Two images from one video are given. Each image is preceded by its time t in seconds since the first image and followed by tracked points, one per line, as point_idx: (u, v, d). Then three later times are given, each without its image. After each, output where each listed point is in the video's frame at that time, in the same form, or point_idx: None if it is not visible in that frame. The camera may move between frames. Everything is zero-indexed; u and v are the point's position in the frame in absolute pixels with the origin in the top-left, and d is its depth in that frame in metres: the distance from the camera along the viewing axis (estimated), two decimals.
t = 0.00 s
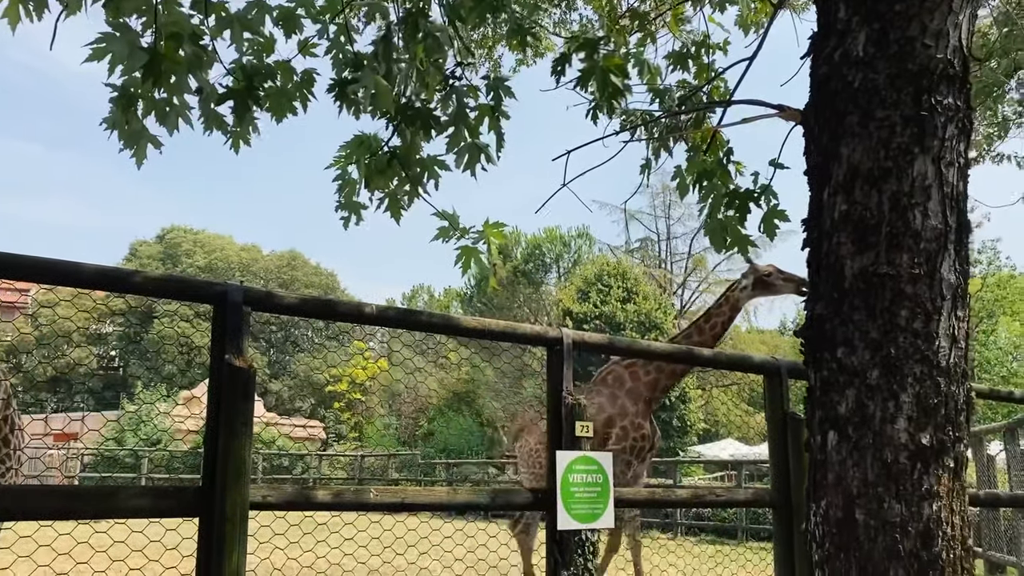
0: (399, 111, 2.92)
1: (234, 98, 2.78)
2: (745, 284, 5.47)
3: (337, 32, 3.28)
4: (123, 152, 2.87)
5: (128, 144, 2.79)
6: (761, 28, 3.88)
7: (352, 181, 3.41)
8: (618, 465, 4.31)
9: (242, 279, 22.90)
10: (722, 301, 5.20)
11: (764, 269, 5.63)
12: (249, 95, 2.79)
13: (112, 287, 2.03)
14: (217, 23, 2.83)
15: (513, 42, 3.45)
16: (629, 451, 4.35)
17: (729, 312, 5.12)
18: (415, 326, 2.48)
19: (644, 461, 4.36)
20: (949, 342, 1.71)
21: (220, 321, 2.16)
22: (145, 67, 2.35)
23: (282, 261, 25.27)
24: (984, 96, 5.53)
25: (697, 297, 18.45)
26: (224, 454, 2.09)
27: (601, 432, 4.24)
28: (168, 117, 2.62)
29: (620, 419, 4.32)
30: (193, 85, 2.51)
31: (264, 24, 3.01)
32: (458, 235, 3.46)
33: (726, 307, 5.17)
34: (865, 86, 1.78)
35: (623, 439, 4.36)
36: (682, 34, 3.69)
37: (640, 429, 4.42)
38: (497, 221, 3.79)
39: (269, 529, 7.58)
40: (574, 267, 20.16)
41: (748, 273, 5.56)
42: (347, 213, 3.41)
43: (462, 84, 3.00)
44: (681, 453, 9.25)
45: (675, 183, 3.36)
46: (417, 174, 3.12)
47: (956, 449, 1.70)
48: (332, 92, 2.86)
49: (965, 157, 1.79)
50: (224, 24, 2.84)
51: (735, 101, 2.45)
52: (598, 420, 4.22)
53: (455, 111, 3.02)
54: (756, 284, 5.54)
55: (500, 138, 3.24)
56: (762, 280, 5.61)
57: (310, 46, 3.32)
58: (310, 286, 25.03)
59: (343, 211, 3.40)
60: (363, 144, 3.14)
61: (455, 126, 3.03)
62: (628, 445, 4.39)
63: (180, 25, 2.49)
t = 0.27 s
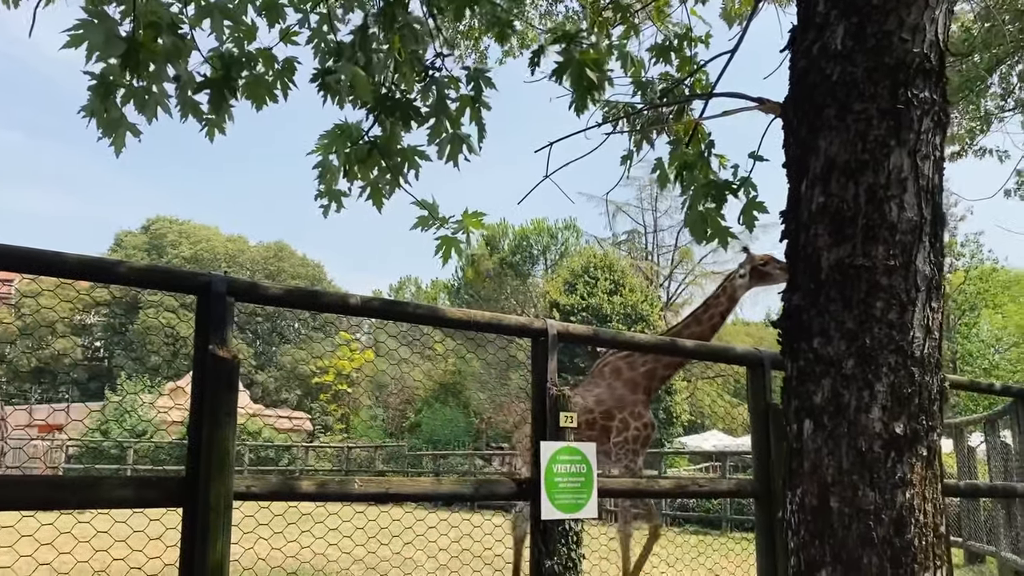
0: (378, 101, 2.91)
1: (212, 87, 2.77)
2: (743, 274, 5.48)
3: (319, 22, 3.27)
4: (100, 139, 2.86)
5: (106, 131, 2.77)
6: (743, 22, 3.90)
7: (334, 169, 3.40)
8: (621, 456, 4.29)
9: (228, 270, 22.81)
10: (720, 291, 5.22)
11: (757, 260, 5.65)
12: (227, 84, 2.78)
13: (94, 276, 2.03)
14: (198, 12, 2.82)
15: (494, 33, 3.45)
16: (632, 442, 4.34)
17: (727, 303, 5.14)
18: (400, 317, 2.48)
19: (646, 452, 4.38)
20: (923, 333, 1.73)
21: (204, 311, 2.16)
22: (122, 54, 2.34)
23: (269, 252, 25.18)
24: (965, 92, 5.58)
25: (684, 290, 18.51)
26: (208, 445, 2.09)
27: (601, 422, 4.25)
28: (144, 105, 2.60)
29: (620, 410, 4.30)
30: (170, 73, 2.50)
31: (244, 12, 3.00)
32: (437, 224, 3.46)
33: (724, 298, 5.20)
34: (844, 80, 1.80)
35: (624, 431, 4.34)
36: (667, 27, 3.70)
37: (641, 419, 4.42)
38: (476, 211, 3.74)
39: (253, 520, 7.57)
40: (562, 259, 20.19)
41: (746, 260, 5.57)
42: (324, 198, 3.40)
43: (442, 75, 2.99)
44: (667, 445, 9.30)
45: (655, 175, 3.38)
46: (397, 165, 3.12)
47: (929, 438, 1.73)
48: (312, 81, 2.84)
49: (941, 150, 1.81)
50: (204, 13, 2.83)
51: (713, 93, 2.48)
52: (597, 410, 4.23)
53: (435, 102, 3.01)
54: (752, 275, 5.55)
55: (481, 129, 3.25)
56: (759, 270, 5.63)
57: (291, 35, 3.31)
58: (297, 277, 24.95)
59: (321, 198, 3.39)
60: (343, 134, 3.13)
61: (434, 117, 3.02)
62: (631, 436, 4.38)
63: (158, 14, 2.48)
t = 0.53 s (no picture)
0: (355, 94, 2.88)
1: (189, 79, 2.76)
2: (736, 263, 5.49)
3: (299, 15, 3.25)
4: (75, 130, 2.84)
5: (80, 122, 2.75)
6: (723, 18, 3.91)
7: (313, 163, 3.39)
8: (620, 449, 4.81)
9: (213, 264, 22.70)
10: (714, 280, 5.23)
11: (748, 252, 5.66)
12: (204, 76, 2.77)
13: (76, 267, 2.02)
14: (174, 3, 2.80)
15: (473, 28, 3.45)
16: (630, 437, 4.82)
17: (721, 292, 5.15)
18: (384, 311, 2.48)
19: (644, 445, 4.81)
20: (898, 328, 1.75)
21: (185, 305, 2.15)
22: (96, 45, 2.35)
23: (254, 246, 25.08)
24: (947, 89, 5.61)
25: (670, 285, 18.57)
26: (189, 438, 2.08)
27: (597, 418, 4.79)
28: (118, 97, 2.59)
29: (617, 407, 4.78)
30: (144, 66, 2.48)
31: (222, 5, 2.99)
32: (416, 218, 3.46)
33: (718, 288, 5.22)
34: (821, 76, 1.81)
35: (622, 426, 4.84)
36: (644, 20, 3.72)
37: (639, 414, 4.85)
38: (457, 208, 3.73)
39: (236, 514, 7.56)
40: (547, 253, 20.21)
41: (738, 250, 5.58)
42: (304, 193, 3.38)
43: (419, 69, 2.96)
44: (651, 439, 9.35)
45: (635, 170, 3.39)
46: (375, 159, 3.13)
47: (902, 432, 1.74)
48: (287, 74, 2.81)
49: (917, 147, 1.83)
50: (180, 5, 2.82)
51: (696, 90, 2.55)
52: (592, 407, 4.77)
53: (413, 96, 2.97)
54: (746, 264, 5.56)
55: (458, 125, 3.24)
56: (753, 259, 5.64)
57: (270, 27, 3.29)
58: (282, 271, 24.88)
59: (300, 192, 3.38)
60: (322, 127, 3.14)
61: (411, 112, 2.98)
62: (629, 431, 4.86)
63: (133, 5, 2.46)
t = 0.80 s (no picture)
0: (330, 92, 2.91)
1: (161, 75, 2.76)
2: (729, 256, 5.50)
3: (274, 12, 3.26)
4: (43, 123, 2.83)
5: (48, 116, 2.74)
6: (703, 17, 3.93)
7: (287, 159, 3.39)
8: (619, 449, 4.75)
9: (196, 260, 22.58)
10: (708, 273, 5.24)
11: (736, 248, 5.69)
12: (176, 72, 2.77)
13: (55, 264, 2.00)
14: None
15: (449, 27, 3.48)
16: (628, 436, 4.78)
17: (716, 285, 5.16)
18: (366, 308, 2.47)
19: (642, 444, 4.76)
20: (871, 326, 1.76)
21: (165, 301, 2.14)
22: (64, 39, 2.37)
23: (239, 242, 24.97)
24: (928, 89, 5.65)
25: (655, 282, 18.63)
26: (169, 435, 2.08)
27: (593, 416, 4.75)
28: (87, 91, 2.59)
29: (614, 405, 4.76)
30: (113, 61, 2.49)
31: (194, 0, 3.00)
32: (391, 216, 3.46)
33: (711, 281, 5.24)
34: (797, 76, 1.82)
35: (620, 425, 4.79)
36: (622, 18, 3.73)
37: (637, 413, 4.82)
38: (432, 207, 3.73)
39: (218, 512, 7.52)
40: (533, 251, 20.21)
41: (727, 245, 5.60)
42: (277, 188, 3.38)
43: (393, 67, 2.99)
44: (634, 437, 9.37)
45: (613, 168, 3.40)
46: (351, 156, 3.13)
47: (876, 429, 1.76)
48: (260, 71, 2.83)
49: (891, 147, 1.85)
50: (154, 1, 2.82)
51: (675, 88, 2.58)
52: (588, 405, 4.76)
53: (387, 94, 3.00)
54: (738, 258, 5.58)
55: (434, 123, 3.24)
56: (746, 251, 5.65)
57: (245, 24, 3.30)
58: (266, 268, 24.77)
59: (273, 187, 3.37)
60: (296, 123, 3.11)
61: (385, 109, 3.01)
62: (627, 430, 4.81)
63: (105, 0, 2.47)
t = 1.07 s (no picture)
0: (302, 86, 2.89)
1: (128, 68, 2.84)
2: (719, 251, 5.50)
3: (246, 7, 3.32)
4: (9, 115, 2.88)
5: (12, 109, 2.76)
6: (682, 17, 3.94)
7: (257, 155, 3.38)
8: (610, 447, 4.81)
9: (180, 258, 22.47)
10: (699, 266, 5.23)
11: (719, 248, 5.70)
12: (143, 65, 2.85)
13: (30, 260, 1.98)
14: None
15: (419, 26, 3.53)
16: (619, 434, 4.79)
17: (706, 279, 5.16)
18: (345, 306, 2.47)
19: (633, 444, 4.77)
20: (842, 324, 1.77)
21: (143, 298, 2.13)
22: (29, 30, 2.44)
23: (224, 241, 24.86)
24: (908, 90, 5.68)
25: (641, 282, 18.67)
26: (145, 433, 2.07)
27: (586, 413, 4.84)
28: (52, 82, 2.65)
29: (606, 403, 4.79)
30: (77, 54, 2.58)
31: None
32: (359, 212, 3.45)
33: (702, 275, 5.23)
34: (770, 75, 1.83)
35: (613, 423, 4.82)
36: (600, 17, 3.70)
37: (629, 411, 4.77)
38: (401, 204, 3.72)
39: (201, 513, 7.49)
40: (519, 250, 20.21)
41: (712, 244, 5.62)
42: (249, 183, 3.37)
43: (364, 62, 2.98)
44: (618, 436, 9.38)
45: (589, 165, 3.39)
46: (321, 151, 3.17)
47: (846, 427, 1.77)
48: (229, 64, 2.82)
49: (863, 146, 1.86)
50: None
51: (651, 86, 2.60)
52: (581, 402, 4.83)
53: (357, 89, 3.00)
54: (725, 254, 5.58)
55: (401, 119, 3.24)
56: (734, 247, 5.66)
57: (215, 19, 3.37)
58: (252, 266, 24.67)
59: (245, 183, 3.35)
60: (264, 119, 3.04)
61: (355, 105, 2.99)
62: (620, 428, 4.81)
63: None
